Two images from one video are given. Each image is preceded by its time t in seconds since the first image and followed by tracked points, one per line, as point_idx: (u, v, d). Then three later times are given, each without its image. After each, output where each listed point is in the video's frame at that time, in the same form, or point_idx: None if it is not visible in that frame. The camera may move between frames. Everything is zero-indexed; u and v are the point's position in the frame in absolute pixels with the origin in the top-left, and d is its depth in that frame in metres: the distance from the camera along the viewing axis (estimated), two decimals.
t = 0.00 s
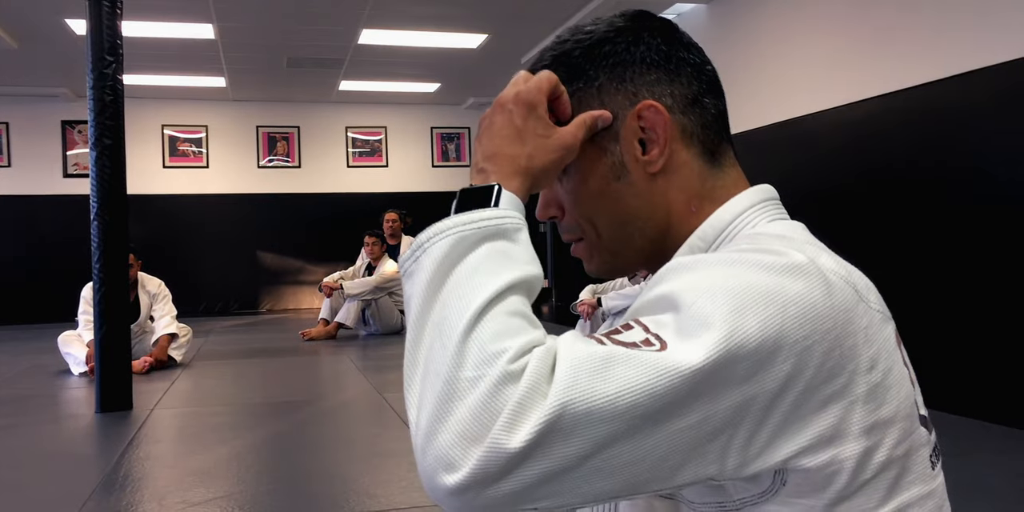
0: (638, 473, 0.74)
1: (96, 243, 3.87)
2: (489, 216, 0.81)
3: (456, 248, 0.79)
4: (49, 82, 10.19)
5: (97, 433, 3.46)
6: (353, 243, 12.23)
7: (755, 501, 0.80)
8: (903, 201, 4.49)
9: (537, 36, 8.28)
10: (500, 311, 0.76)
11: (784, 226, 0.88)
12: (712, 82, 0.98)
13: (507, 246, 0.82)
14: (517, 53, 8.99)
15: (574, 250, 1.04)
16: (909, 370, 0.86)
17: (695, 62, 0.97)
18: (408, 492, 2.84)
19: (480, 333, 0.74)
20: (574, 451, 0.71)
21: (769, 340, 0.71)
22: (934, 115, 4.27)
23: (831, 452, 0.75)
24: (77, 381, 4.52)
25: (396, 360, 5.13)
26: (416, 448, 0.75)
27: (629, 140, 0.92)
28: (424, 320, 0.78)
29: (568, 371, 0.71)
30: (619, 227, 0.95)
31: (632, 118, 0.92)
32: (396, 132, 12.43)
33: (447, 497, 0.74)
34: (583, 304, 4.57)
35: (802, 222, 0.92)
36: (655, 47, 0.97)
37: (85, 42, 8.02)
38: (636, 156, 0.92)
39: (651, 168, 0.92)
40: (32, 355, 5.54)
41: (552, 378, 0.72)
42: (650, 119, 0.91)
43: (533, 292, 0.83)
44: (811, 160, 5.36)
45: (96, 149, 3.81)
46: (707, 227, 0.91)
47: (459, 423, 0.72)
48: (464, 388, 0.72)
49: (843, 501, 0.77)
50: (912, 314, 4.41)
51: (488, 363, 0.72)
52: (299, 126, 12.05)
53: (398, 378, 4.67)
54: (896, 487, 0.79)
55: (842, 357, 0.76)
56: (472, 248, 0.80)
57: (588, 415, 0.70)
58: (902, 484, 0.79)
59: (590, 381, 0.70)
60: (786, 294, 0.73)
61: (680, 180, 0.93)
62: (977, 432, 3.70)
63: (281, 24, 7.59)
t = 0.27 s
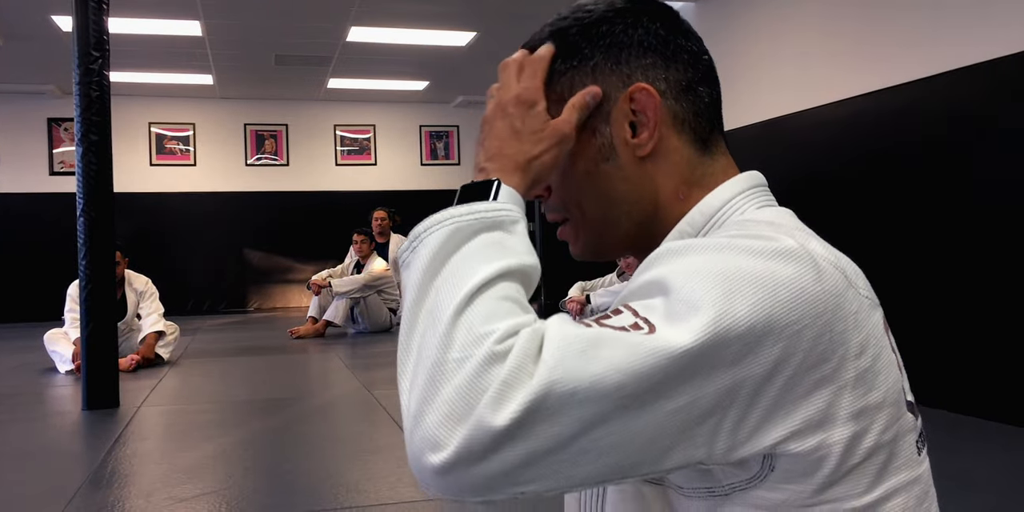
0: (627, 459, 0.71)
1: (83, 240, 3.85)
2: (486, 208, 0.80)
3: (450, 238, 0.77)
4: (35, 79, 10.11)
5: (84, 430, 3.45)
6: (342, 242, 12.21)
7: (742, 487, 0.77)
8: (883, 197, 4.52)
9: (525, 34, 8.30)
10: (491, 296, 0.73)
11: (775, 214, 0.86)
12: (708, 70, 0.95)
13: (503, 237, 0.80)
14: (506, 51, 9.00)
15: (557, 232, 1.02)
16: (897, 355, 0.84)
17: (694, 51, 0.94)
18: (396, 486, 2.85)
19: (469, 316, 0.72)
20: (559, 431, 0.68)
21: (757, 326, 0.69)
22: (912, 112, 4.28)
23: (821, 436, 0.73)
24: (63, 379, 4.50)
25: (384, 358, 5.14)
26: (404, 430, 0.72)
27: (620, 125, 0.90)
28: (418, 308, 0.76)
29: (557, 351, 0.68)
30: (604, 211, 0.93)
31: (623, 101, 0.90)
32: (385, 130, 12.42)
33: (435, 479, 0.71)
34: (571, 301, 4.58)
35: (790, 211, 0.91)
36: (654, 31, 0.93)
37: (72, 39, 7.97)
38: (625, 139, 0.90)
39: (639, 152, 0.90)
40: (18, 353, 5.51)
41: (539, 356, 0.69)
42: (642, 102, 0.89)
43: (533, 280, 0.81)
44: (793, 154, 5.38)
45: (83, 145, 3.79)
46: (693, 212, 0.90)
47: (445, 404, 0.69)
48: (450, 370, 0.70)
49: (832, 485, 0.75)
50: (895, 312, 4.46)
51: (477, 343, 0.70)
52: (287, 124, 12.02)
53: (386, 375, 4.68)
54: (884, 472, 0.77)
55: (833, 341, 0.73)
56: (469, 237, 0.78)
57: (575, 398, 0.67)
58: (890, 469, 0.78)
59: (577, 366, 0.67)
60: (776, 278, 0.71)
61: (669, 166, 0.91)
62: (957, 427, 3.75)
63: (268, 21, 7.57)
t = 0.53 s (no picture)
0: (605, 392, 0.70)
1: (75, 238, 3.84)
2: (479, 119, 0.78)
3: (442, 144, 0.75)
4: (25, 77, 10.06)
5: (76, 427, 3.44)
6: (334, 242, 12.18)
7: (732, 456, 0.77)
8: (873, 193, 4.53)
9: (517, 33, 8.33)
10: (480, 204, 0.71)
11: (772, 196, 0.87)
12: (713, 60, 0.97)
13: (495, 150, 0.77)
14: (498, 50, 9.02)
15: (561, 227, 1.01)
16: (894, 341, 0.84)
17: (700, 41, 0.96)
18: (388, 481, 2.86)
19: (454, 226, 0.69)
20: (537, 347, 0.67)
21: (753, 294, 0.68)
22: (904, 109, 4.30)
23: (809, 407, 0.73)
24: (55, 377, 4.49)
25: (377, 355, 5.15)
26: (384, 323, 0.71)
27: (634, 118, 0.91)
28: (408, 207, 0.74)
29: (542, 268, 0.67)
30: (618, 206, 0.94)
31: (639, 96, 0.91)
32: (377, 129, 12.43)
33: (409, 368, 0.70)
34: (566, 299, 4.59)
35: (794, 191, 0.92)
36: (663, 23, 0.94)
37: (62, 36, 7.94)
38: (641, 135, 0.91)
39: (656, 147, 0.92)
40: (8, 351, 5.48)
41: (528, 270, 0.68)
42: (658, 98, 0.91)
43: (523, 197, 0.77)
44: (781, 151, 5.40)
45: (74, 142, 3.78)
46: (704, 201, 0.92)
47: (422, 303, 0.67)
48: (434, 269, 0.68)
49: (817, 460, 0.74)
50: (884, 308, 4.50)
51: (458, 251, 0.67)
52: (279, 122, 12.00)
53: (379, 371, 4.69)
54: (868, 453, 0.77)
55: (829, 314, 0.73)
56: (461, 146, 0.76)
57: (554, 316, 0.66)
58: (876, 450, 0.78)
59: (563, 287, 0.66)
60: (777, 249, 0.70)
61: (681, 159, 0.94)
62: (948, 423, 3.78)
63: (261, 19, 7.58)
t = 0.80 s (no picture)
0: (607, 344, 0.71)
1: (69, 235, 3.83)
2: (463, 63, 0.80)
3: (427, 86, 0.77)
4: (20, 75, 10.05)
5: (72, 425, 3.43)
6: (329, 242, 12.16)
7: (728, 434, 0.78)
8: (872, 191, 4.55)
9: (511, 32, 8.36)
10: (474, 146, 0.73)
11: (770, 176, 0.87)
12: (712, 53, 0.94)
13: (477, 92, 0.79)
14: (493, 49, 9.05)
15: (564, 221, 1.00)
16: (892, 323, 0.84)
17: (703, 35, 0.93)
18: (383, 478, 2.85)
19: (453, 163, 0.71)
20: (540, 295, 0.68)
21: (749, 267, 0.68)
22: (902, 108, 4.32)
23: (802, 382, 0.73)
24: (49, 376, 4.47)
25: (373, 354, 5.15)
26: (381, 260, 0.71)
27: (637, 115, 0.88)
28: (398, 146, 0.75)
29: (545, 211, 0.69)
30: (617, 200, 0.93)
31: (643, 93, 0.87)
32: (372, 128, 12.44)
33: (409, 303, 0.70)
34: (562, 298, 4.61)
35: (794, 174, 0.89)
36: (668, 16, 0.90)
37: (56, 34, 7.92)
38: (645, 132, 0.88)
39: (660, 145, 0.89)
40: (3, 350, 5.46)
41: (529, 212, 0.70)
42: (662, 95, 0.87)
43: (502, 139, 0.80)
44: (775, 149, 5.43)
45: (68, 139, 3.77)
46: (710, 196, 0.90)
47: (420, 238, 0.68)
48: (434, 205, 0.69)
49: (811, 437, 0.74)
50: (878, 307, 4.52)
51: (460, 187, 0.69)
52: (273, 121, 12.00)
53: (374, 371, 4.69)
54: (864, 432, 0.76)
55: (828, 290, 0.73)
56: (445, 88, 0.78)
57: (558, 267, 0.67)
58: (872, 429, 0.77)
59: (568, 232, 0.67)
60: (776, 226, 0.71)
61: (686, 156, 0.91)
62: (943, 420, 3.80)
63: (255, 18, 7.59)
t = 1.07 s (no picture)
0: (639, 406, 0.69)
1: (66, 234, 3.83)
2: (467, 118, 0.73)
3: (432, 153, 0.71)
4: (15, 74, 10.02)
5: (67, 422, 3.43)
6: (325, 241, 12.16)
7: (730, 443, 0.78)
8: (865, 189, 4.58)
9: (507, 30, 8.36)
10: (495, 226, 0.67)
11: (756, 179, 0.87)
12: (688, 49, 0.92)
13: (484, 152, 0.73)
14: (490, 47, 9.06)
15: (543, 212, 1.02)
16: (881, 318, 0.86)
17: (675, 31, 0.91)
18: (378, 474, 2.86)
19: (477, 252, 0.65)
20: (580, 380, 0.65)
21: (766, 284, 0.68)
22: (896, 107, 4.35)
23: (811, 394, 0.74)
24: (45, 374, 4.47)
25: (369, 353, 5.15)
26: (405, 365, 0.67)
27: (592, 101, 0.88)
28: (405, 224, 0.69)
29: (580, 293, 0.64)
30: (581, 188, 0.92)
31: (598, 80, 0.88)
32: (368, 127, 12.43)
33: (440, 414, 0.66)
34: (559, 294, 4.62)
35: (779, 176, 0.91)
36: (634, 9, 0.90)
37: (52, 33, 7.91)
38: (597, 118, 0.88)
39: (612, 131, 0.88)
40: None
41: (558, 298, 0.66)
42: (616, 83, 0.87)
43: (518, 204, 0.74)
44: (769, 147, 5.45)
45: (64, 137, 3.77)
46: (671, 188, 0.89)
47: (456, 343, 0.64)
48: (463, 306, 0.64)
49: (820, 443, 0.76)
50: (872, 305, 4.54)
51: (489, 284, 0.64)
52: (270, 120, 11.99)
53: (370, 369, 4.69)
54: (868, 430, 0.79)
55: (824, 300, 0.75)
56: (452, 153, 0.71)
57: (597, 354, 0.64)
58: (874, 427, 0.80)
59: (604, 318, 0.64)
60: (777, 243, 0.71)
61: (641, 147, 0.89)
62: (936, 416, 3.83)
63: (252, 16, 7.59)
